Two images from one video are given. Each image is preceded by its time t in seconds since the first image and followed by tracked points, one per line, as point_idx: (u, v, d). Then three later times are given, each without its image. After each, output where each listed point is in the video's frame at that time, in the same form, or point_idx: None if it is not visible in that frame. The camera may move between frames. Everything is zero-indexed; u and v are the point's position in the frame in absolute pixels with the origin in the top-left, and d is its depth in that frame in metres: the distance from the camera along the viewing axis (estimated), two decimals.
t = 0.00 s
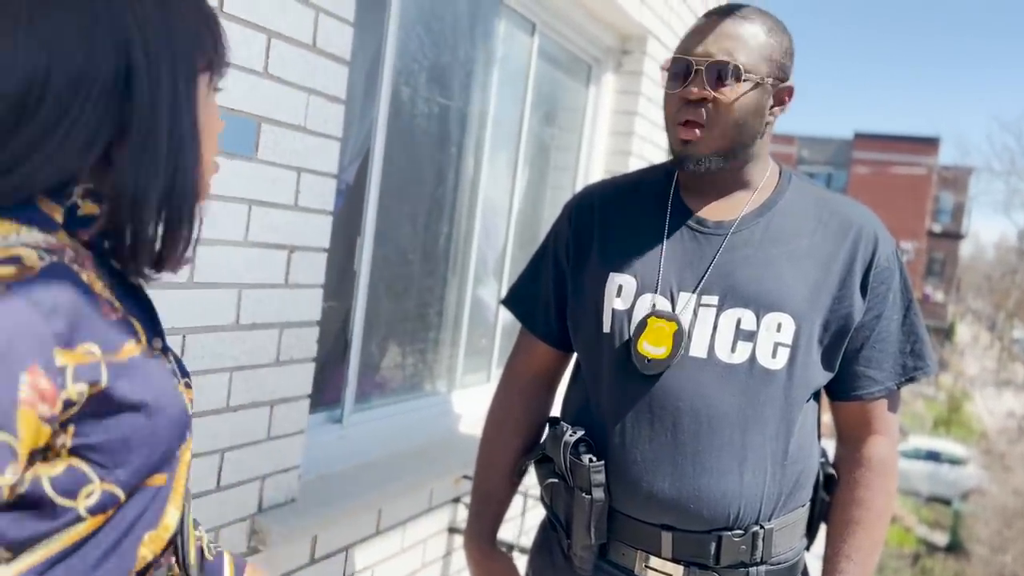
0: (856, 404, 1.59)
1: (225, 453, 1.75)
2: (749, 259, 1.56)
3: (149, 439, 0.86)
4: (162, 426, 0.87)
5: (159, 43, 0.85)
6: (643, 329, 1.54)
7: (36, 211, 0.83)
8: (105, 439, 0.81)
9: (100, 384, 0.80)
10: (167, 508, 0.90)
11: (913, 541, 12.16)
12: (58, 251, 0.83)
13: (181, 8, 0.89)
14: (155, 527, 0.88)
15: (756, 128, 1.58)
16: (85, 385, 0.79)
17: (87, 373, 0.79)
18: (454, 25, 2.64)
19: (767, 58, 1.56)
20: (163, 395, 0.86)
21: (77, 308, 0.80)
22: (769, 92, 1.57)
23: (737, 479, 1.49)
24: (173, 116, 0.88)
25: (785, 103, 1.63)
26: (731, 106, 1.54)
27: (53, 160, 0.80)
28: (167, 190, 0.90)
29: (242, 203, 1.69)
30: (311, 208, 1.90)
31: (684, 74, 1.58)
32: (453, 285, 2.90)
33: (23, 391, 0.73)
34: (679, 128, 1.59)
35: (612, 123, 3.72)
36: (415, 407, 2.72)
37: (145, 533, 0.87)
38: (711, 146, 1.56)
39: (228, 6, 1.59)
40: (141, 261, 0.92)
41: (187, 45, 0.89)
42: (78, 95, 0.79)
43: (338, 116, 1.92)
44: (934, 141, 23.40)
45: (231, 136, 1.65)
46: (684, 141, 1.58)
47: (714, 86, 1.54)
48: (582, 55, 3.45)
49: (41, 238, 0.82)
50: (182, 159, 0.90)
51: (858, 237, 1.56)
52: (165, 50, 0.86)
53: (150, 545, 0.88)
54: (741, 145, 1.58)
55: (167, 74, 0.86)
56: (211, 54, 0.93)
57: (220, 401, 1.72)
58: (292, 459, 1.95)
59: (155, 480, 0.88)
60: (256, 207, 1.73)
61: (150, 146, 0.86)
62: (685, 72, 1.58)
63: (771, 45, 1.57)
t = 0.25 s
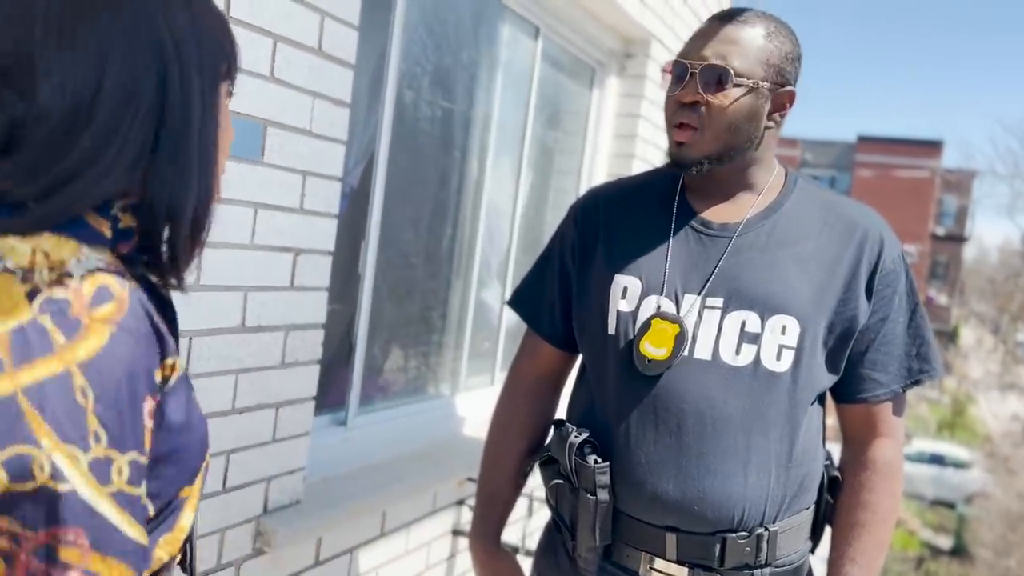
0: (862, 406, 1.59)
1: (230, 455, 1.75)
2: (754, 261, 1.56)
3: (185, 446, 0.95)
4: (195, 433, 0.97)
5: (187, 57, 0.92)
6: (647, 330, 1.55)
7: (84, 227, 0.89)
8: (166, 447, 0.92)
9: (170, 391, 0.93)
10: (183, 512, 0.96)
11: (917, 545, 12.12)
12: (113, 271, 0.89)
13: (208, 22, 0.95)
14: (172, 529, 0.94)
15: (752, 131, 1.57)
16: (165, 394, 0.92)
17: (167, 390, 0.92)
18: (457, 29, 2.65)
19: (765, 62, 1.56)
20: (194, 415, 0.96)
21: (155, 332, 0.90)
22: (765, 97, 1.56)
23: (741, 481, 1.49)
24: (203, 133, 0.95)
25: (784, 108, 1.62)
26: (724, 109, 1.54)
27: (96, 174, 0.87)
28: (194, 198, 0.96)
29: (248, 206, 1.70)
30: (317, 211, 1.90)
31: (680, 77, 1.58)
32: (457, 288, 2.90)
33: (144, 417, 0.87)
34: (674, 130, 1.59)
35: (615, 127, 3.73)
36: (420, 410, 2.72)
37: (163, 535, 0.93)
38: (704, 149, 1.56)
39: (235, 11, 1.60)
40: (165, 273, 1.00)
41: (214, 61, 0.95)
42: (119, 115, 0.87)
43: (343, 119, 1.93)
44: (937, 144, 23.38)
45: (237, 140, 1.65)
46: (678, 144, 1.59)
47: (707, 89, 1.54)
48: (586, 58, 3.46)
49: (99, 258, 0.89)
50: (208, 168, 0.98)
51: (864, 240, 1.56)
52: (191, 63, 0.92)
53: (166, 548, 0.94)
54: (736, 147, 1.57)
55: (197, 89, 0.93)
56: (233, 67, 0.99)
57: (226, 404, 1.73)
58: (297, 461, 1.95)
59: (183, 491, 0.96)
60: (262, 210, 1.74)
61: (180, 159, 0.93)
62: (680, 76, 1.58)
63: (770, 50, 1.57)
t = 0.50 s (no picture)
0: (868, 409, 1.60)
1: (237, 458, 1.76)
2: (759, 264, 1.57)
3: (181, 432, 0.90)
4: (188, 426, 0.90)
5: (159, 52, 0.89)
6: (652, 332, 1.55)
7: (77, 222, 0.89)
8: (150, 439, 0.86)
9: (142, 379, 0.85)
10: (196, 512, 0.95)
11: (921, 548, 12.10)
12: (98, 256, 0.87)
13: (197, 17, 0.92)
14: (184, 529, 0.94)
15: (757, 134, 1.57)
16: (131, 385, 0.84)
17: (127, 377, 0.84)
18: (462, 33, 2.66)
19: (769, 66, 1.56)
20: (188, 401, 0.90)
21: (123, 318, 0.84)
22: (769, 101, 1.57)
23: (747, 483, 1.49)
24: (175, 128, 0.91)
25: (789, 111, 1.63)
26: (728, 113, 1.54)
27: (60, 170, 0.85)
28: (177, 196, 0.93)
29: (255, 209, 1.71)
30: (324, 214, 1.91)
31: (684, 80, 1.59)
32: (461, 291, 2.91)
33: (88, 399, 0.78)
34: (678, 133, 1.60)
35: (620, 130, 3.74)
36: (425, 413, 2.73)
37: (177, 533, 0.93)
38: (708, 152, 1.57)
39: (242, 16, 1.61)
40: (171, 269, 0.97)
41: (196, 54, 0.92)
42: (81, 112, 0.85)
43: (349, 123, 1.94)
44: (941, 147, 23.36)
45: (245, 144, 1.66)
46: (682, 146, 1.60)
47: (711, 92, 1.54)
48: (591, 62, 3.47)
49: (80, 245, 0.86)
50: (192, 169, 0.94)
51: (871, 244, 1.57)
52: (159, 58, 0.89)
53: (180, 548, 0.93)
54: (740, 150, 1.58)
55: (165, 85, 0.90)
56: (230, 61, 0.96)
57: (233, 406, 1.74)
58: (304, 464, 1.96)
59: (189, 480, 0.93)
60: (269, 214, 1.74)
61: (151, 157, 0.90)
62: (684, 79, 1.58)
63: (775, 54, 1.57)
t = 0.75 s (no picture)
0: (872, 409, 1.60)
1: (243, 458, 1.77)
2: (763, 264, 1.57)
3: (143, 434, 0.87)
4: (150, 427, 0.87)
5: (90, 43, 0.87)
6: (656, 332, 1.56)
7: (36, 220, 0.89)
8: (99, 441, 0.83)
9: (85, 386, 0.82)
10: (182, 510, 0.93)
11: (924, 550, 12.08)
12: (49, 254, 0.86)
13: (142, 11, 0.90)
14: (169, 527, 0.92)
15: (762, 135, 1.58)
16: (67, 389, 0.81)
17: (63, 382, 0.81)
18: (465, 34, 2.67)
19: (774, 68, 1.57)
20: (144, 401, 0.87)
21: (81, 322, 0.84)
22: (773, 102, 1.57)
23: (750, 483, 1.50)
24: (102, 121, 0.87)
25: (793, 113, 1.63)
26: (733, 114, 1.54)
27: None
28: (111, 194, 0.89)
29: (261, 211, 1.71)
30: (328, 216, 1.92)
31: (688, 81, 1.59)
32: (465, 292, 2.92)
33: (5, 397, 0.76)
34: (682, 133, 1.61)
35: (623, 131, 3.74)
36: (429, 413, 2.73)
37: (161, 533, 0.91)
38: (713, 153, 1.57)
39: (248, 18, 1.62)
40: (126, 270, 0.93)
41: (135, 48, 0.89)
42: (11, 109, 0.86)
43: (354, 124, 1.95)
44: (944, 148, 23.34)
45: (250, 145, 1.67)
46: (686, 146, 1.60)
47: (715, 94, 1.54)
48: (594, 63, 3.48)
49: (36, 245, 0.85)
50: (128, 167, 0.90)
51: (875, 245, 1.57)
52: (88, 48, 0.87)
53: (164, 548, 0.92)
54: (746, 151, 1.58)
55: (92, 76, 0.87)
56: (179, 56, 0.93)
57: (239, 407, 1.74)
58: (309, 465, 1.97)
59: (165, 479, 0.90)
60: (274, 215, 1.75)
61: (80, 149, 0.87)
62: (689, 80, 1.59)
63: (779, 56, 1.58)
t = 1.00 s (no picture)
0: (875, 408, 1.60)
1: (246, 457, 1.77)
2: (766, 263, 1.57)
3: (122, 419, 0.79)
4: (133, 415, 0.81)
5: (101, 65, 0.80)
6: (659, 331, 1.56)
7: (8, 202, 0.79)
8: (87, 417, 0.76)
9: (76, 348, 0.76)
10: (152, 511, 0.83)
11: (927, 550, 12.07)
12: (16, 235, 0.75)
13: (167, 36, 0.81)
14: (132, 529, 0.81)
15: (766, 134, 1.58)
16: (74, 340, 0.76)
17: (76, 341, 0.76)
18: (469, 34, 2.67)
19: (777, 67, 1.57)
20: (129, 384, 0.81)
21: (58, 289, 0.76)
22: (776, 101, 1.57)
23: (753, 482, 1.50)
24: (99, 149, 0.79)
25: (797, 112, 1.63)
26: (736, 114, 1.54)
27: None
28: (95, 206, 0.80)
29: (265, 209, 1.72)
30: (332, 214, 1.92)
31: (692, 81, 1.59)
32: (468, 291, 2.92)
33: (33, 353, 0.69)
34: (686, 133, 1.61)
35: (626, 131, 3.75)
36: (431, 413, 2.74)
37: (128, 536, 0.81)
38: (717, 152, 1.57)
39: (252, 17, 1.62)
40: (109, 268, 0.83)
41: (150, 72, 0.80)
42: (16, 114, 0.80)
43: (357, 124, 1.95)
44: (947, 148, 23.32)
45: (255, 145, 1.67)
46: (690, 146, 1.61)
47: (719, 93, 1.55)
48: (598, 63, 3.48)
49: None
50: (120, 191, 0.81)
51: (879, 243, 1.57)
52: (100, 73, 0.79)
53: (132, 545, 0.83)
54: (750, 151, 1.58)
55: (97, 100, 0.79)
56: (197, 87, 0.82)
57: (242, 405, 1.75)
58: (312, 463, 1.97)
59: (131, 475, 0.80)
60: (278, 214, 1.75)
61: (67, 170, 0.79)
62: (693, 80, 1.59)
63: (782, 55, 1.58)
